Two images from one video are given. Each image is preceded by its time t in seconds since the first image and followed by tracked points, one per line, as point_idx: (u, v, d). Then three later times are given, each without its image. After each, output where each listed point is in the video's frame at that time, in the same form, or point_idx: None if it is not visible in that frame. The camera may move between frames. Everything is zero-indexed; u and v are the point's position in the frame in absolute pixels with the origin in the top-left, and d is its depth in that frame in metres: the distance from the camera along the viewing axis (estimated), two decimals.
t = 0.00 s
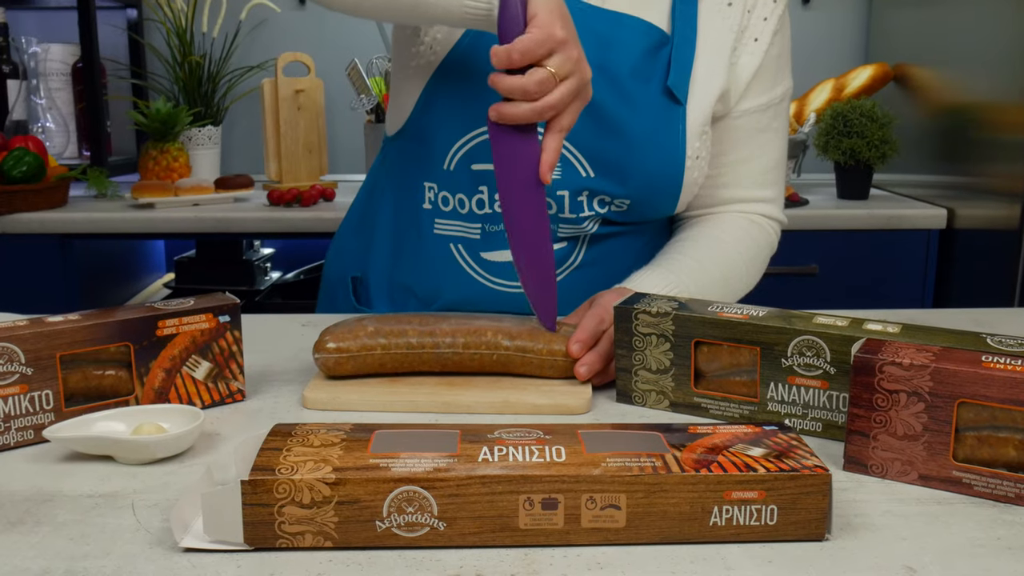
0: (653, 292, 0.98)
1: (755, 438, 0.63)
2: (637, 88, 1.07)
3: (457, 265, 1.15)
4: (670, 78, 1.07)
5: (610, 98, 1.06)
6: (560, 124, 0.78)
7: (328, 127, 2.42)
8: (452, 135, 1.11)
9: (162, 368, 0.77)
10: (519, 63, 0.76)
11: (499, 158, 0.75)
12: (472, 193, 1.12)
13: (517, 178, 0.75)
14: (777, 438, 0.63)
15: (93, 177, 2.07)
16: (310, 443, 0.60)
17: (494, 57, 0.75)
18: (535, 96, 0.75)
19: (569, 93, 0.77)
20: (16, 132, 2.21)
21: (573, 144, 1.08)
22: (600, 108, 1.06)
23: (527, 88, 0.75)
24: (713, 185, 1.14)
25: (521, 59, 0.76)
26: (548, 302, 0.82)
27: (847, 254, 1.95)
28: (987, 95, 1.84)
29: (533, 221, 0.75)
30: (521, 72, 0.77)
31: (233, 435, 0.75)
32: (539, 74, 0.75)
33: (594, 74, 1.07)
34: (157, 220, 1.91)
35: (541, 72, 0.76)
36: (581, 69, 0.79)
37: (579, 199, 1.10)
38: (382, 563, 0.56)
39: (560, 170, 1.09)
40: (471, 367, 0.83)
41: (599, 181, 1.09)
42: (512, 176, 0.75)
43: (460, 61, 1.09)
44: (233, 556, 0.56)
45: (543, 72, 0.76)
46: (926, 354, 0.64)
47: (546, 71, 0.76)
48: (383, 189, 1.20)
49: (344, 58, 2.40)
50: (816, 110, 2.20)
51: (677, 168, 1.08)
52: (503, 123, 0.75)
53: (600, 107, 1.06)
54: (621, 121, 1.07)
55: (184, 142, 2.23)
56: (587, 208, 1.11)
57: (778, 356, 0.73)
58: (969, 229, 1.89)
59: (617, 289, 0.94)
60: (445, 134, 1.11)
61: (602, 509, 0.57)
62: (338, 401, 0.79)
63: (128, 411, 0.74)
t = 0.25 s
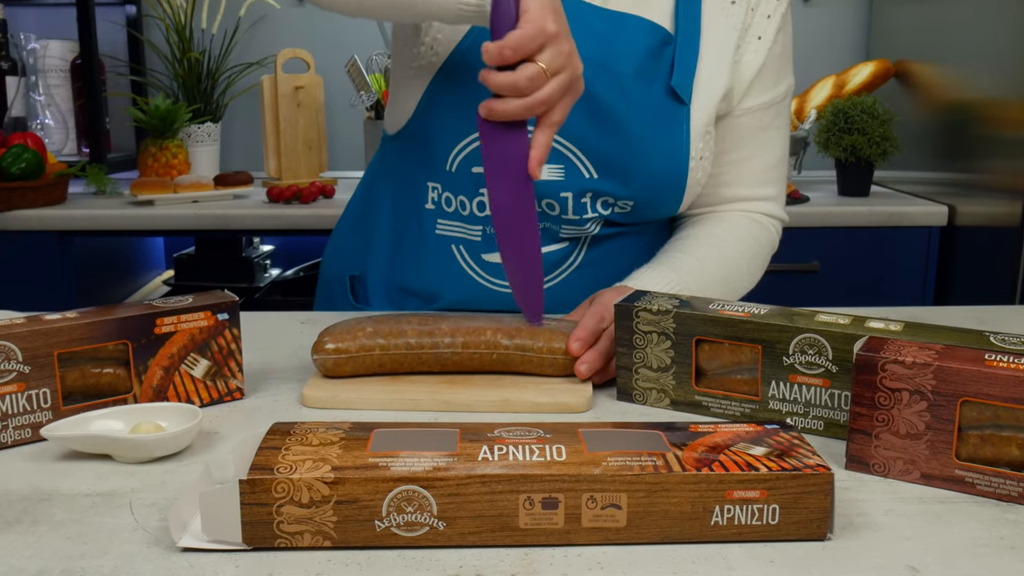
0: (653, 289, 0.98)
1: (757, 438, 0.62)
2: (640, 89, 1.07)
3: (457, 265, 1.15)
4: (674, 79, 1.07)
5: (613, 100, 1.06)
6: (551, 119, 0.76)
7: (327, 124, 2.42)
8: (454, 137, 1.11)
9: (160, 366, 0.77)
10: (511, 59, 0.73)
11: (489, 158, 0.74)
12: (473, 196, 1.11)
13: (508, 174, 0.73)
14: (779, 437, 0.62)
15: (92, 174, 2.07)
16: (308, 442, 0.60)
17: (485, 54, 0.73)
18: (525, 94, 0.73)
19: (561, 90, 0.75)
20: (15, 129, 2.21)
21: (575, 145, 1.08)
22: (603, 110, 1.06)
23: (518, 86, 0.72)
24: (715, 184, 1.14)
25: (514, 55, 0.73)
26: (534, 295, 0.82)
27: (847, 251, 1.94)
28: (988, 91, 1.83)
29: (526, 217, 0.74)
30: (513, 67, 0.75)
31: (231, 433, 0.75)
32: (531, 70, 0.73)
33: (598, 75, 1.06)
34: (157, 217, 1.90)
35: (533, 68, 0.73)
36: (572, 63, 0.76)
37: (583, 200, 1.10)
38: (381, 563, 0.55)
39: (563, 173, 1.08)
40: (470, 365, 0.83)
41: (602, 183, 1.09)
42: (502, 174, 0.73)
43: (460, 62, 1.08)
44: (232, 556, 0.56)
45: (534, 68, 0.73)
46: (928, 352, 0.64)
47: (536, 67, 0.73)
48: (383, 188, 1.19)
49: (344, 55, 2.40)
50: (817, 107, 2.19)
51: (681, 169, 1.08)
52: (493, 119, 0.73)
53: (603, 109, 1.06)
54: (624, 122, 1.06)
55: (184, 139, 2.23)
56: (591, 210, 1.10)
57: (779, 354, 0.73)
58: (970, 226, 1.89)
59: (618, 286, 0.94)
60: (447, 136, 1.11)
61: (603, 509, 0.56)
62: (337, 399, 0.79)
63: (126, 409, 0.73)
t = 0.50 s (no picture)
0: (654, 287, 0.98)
1: (758, 437, 0.62)
2: (637, 86, 1.06)
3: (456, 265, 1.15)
4: (671, 76, 1.06)
5: (610, 98, 1.06)
6: (511, 114, 0.70)
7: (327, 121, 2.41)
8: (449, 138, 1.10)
9: (158, 364, 0.76)
10: (473, 53, 0.68)
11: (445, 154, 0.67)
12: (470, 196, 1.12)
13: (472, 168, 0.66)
14: (780, 435, 0.62)
15: (92, 170, 2.06)
16: (307, 441, 0.60)
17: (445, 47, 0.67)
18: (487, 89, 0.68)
19: (522, 84, 0.70)
20: (14, 125, 2.20)
21: (571, 144, 1.07)
22: (600, 108, 1.06)
23: (479, 81, 0.67)
24: (714, 181, 1.13)
25: (475, 50, 0.68)
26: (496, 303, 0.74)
27: (848, 248, 1.94)
28: (989, 88, 1.82)
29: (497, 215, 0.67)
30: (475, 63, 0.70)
31: (230, 431, 0.74)
32: (492, 65, 0.68)
33: (593, 73, 1.05)
34: (156, 214, 1.90)
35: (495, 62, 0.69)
36: (535, 57, 0.71)
37: (580, 200, 1.09)
38: (380, 563, 0.55)
39: (560, 172, 1.08)
40: (470, 363, 0.82)
41: (600, 182, 1.08)
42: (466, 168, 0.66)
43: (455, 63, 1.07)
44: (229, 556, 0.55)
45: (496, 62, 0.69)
46: (931, 350, 0.63)
47: (498, 62, 0.68)
48: (381, 188, 1.19)
49: (343, 52, 2.39)
50: (818, 104, 2.19)
51: (679, 166, 1.07)
52: (453, 115, 0.67)
53: (599, 107, 1.06)
54: (620, 120, 1.06)
55: (183, 136, 2.22)
56: (588, 209, 1.10)
57: (781, 351, 0.72)
58: (971, 223, 1.88)
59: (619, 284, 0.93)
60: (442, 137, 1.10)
61: (604, 508, 0.56)
62: (337, 397, 0.78)
63: (124, 408, 0.73)
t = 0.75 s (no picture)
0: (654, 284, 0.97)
1: (759, 436, 0.61)
2: (630, 83, 1.06)
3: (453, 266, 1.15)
4: (664, 72, 1.06)
5: (603, 96, 1.06)
6: (480, 107, 0.72)
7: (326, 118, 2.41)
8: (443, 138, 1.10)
9: (157, 363, 0.76)
10: (440, 46, 0.69)
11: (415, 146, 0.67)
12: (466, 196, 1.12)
13: (436, 168, 0.66)
14: (782, 434, 0.62)
15: (91, 168, 2.05)
16: (306, 440, 0.59)
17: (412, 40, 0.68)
18: (455, 81, 0.69)
19: (490, 77, 0.71)
20: (13, 123, 2.20)
21: (565, 143, 1.07)
22: (593, 107, 1.06)
23: (445, 72, 0.68)
24: (711, 177, 1.13)
25: (442, 43, 0.69)
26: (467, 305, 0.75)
27: (848, 245, 1.94)
28: (990, 85, 1.82)
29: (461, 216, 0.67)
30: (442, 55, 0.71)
31: (229, 430, 0.74)
32: (459, 58, 0.69)
33: (586, 72, 1.06)
34: (155, 211, 1.89)
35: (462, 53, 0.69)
36: (502, 50, 0.72)
37: (575, 198, 1.09)
38: (379, 563, 0.55)
39: (554, 171, 1.08)
40: (469, 362, 0.82)
41: (595, 180, 1.08)
42: (430, 168, 0.66)
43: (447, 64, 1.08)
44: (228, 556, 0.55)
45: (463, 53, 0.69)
46: (933, 348, 0.63)
47: (465, 55, 0.69)
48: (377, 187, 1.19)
49: (342, 49, 2.38)
50: (819, 101, 2.19)
51: (673, 163, 1.07)
52: (421, 110, 0.67)
53: (592, 106, 1.05)
54: (614, 119, 1.06)
55: (183, 133, 2.22)
56: (584, 207, 1.10)
57: (782, 350, 0.72)
58: (972, 220, 1.88)
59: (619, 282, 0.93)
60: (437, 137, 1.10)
61: (604, 508, 0.56)
62: (336, 396, 0.78)
63: (121, 406, 0.73)
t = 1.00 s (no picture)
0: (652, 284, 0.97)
1: (760, 435, 0.61)
2: (625, 81, 1.06)
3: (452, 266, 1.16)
4: (660, 70, 1.05)
5: (599, 95, 1.05)
6: (444, 105, 0.76)
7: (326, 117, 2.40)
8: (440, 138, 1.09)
9: (156, 362, 0.76)
10: (405, 44, 0.72)
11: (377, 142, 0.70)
12: (463, 196, 1.12)
13: (397, 163, 0.70)
14: (783, 434, 0.61)
15: (90, 166, 2.05)
16: (306, 440, 0.59)
17: (379, 37, 0.72)
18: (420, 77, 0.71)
19: (455, 76, 0.74)
20: (12, 121, 2.19)
21: (562, 142, 1.06)
22: (589, 106, 1.05)
23: (410, 69, 0.71)
24: (708, 174, 1.12)
25: (407, 40, 0.72)
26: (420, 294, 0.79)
27: (849, 244, 1.93)
28: (991, 84, 1.82)
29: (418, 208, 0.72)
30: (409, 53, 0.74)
31: (228, 429, 0.74)
32: (424, 56, 0.72)
33: (582, 71, 1.05)
34: (154, 210, 1.89)
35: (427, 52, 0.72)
36: (467, 50, 0.75)
37: (572, 197, 1.09)
38: (378, 563, 0.54)
39: (551, 170, 1.08)
40: (469, 361, 0.82)
41: (591, 179, 1.07)
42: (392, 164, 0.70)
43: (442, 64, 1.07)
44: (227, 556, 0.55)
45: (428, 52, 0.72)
46: (934, 348, 0.63)
47: (430, 53, 0.72)
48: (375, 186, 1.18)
49: (342, 47, 2.38)
50: (819, 99, 2.19)
51: (670, 160, 1.07)
52: (385, 107, 0.70)
53: (588, 105, 1.05)
54: (610, 118, 1.05)
55: (183, 131, 2.22)
56: (581, 206, 1.09)
57: (783, 349, 0.72)
58: (972, 219, 1.88)
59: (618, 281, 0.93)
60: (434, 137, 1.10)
61: (604, 507, 0.55)
62: (335, 395, 0.78)
63: (120, 405, 0.72)
